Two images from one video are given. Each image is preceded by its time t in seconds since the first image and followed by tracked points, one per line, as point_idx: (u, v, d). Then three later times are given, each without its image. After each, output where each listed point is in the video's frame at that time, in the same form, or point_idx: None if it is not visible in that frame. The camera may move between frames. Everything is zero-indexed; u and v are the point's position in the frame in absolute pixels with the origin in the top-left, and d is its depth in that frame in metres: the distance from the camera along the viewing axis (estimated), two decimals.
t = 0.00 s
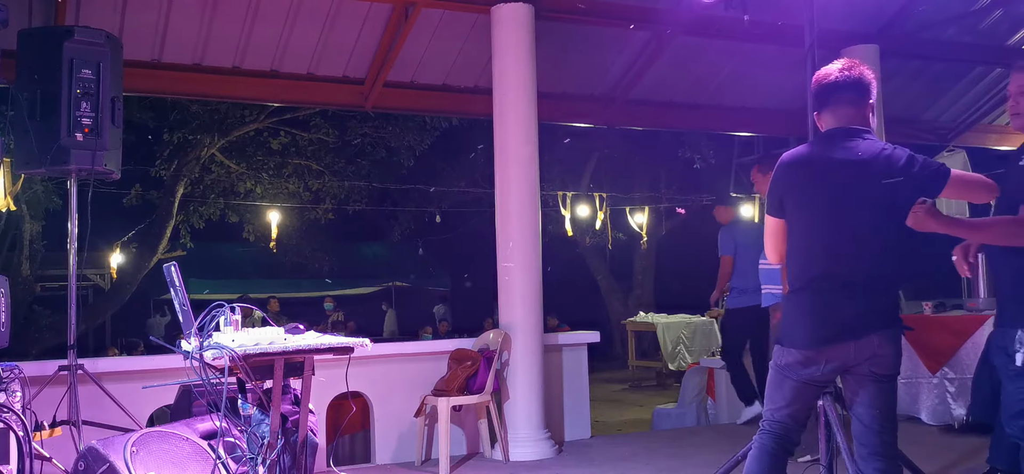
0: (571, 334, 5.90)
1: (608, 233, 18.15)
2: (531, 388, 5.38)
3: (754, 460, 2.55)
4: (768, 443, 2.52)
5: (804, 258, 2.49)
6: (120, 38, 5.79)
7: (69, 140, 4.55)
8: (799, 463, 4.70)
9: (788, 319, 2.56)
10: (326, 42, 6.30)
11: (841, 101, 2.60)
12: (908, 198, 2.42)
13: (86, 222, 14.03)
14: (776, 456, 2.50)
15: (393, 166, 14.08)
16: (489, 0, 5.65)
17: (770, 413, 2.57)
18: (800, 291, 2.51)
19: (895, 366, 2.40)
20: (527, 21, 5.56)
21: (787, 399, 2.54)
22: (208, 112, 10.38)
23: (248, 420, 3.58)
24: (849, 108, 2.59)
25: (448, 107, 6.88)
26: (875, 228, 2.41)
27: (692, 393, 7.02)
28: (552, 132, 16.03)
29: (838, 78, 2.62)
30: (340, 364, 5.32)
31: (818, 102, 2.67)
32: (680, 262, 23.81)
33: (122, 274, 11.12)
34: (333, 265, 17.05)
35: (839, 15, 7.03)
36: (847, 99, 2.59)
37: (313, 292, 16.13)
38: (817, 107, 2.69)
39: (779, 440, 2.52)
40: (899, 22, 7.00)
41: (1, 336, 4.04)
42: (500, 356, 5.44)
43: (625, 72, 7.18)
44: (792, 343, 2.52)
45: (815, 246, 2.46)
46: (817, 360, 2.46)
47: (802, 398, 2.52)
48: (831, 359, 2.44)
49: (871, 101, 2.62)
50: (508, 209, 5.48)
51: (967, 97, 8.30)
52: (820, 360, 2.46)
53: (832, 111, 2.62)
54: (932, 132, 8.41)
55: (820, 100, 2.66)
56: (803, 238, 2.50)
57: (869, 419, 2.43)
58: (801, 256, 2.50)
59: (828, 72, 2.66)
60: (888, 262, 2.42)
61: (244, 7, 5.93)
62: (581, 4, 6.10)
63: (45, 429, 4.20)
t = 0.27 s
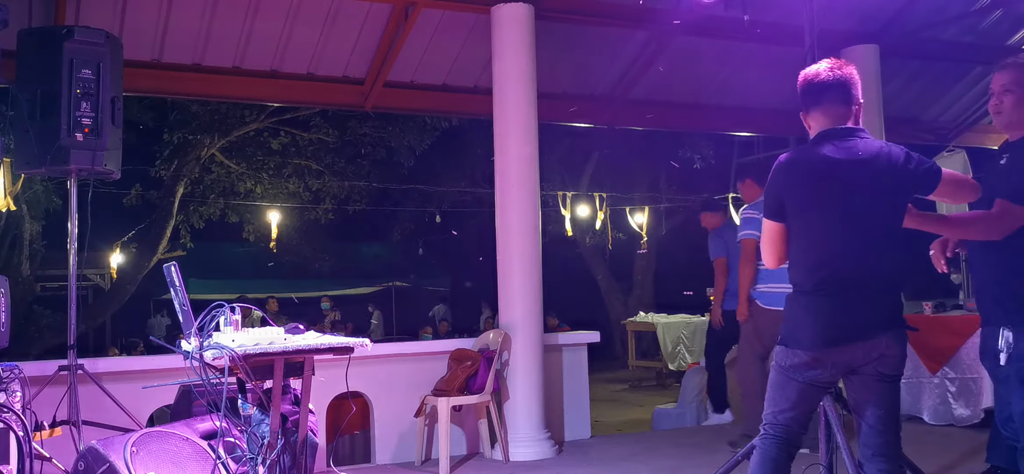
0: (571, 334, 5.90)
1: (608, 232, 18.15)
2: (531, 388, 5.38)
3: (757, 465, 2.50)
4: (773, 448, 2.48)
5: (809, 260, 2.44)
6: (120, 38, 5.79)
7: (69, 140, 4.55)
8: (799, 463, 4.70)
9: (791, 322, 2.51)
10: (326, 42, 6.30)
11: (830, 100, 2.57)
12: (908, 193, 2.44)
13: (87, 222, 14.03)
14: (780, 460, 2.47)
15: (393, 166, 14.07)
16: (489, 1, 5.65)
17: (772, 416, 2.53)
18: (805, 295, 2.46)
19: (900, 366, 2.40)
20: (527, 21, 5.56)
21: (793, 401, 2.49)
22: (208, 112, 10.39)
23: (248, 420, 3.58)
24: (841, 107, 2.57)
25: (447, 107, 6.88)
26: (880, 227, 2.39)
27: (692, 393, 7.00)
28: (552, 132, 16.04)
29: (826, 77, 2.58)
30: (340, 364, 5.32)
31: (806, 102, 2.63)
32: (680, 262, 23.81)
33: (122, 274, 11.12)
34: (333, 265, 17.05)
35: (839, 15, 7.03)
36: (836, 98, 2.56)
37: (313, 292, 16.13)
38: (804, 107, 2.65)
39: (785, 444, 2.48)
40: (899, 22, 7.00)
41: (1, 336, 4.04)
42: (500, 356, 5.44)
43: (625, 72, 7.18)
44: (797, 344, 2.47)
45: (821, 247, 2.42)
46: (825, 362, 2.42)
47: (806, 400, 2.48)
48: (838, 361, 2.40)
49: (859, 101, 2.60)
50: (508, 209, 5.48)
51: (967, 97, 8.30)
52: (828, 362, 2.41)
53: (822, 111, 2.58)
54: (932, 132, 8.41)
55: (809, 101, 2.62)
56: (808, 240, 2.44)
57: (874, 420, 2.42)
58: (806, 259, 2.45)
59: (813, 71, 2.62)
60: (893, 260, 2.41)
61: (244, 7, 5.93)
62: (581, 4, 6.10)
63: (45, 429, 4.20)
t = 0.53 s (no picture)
0: (571, 334, 5.90)
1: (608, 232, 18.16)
2: (532, 388, 5.38)
3: None
4: (786, 461, 2.39)
5: (811, 263, 2.38)
6: (120, 38, 5.79)
7: (69, 140, 4.55)
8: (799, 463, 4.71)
9: (793, 327, 2.42)
10: (326, 42, 6.30)
11: (814, 101, 2.52)
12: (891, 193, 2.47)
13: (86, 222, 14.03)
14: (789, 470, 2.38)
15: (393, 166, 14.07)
16: (490, 1, 5.65)
17: (775, 425, 2.44)
18: (807, 299, 2.39)
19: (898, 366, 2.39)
20: (527, 21, 5.56)
21: (802, 412, 2.39)
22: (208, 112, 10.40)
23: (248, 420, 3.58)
24: (823, 109, 2.53)
25: (447, 107, 6.88)
26: (875, 228, 2.39)
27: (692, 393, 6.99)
28: (552, 132, 16.05)
29: (810, 77, 2.53)
30: (340, 364, 5.32)
31: (788, 103, 2.57)
32: (680, 262, 23.82)
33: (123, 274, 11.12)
34: (333, 265, 17.05)
35: (839, 15, 7.04)
36: (819, 99, 2.52)
37: (313, 293, 16.12)
38: (786, 109, 2.59)
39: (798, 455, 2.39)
40: (899, 23, 7.01)
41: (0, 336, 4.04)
42: (500, 356, 5.44)
43: (625, 72, 7.18)
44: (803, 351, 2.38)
45: (823, 249, 2.36)
46: (834, 366, 2.36)
47: (811, 406, 2.40)
48: (845, 363, 2.36)
49: (839, 101, 2.57)
50: (508, 209, 5.48)
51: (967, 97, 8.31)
52: (837, 366, 2.36)
53: (806, 112, 2.54)
54: (932, 132, 8.41)
55: (792, 102, 2.55)
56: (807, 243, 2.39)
57: (875, 420, 2.41)
58: (806, 262, 2.39)
59: (792, 72, 2.57)
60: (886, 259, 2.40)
61: (244, 7, 5.93)
62: (582, 4, 6.10)
63: (45, 429, 4.20)
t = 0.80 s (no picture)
0: (571, 334, 5.89)
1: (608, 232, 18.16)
2: (532, 388, 5.38)
3: None
4: (791, 468, 2.33)
5: (799, 262, 2.31)
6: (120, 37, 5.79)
7: (69, 140, 4.54)
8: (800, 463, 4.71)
9: (782, 330, 2.32)
10: (326, 42, 6.30)
11: (783, 104, 2.52)
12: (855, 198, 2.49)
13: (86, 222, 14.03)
14: None
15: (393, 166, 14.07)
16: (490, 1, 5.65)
17: (768, 432, 2.37)
18: (797, 299, 2.31)
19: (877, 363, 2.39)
20: (527, 21, 5.56)
21: (799, 416, 2.32)
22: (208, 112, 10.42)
23: (248, 420, 3.58)
24: (790, 114, 2.53)
25: (447, 107, 6.88)
26: (852, 228, 2.37)
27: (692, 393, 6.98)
28: (552, 132, 16.06)
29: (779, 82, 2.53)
30: (340, 364, 5.31)
31: (756, 106, 2.54)
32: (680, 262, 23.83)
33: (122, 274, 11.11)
34: (333, 265, 17.05)
35: (838, 15, 7.04)
36: (788, 103, 2.52)
37: (313, 293, 16.13)
38: (755, 112, 2.56)
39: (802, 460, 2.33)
40: (899, 23, 7.02)
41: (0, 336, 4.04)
42: (500, 356, 5.44)
43: (625, 72, 7.18)
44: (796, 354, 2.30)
45: (811, 249, 2.30)
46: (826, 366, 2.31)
47: (802, 410, 2.33)
48: (832, 363, 2.32)
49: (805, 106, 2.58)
50: (508, 209, 5.48)
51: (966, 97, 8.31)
52: (829, 365, 2.31)
53: (775, 115, 2.53)
54: (932, 132, 8.41)
55: (762, 104, 2.53)
56: (796, 242, 2.31)
57: (860, 417, 2.37)
58: (795, 261, 2.31)
59: (758, 76, 2.56)
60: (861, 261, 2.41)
61: (244, 7, 5.93)
62: (582, 4, 6.10)
63: (45, 429, 4.20)
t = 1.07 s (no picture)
0: (571, 334, 5.89)
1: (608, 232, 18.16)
2: (531, 389, 5.37)
3: None
4: (766, 470, 2.29)
5: (768, 262, 2.31)
6: (121, 37, 5.79)
7: (69, 140, 4.55)
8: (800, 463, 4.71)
9: (749, 330, 2.31)
10: (327, 42, 6.30)
11: (748, 112, 2.58)
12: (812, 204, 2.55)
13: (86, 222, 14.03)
14: None
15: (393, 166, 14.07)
16: (490, 1, 5.66)
17: (741, 436, 2.34)
18: (765, 299, 2.31)
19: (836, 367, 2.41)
20: (527, 20, 5.56)
21: (770, 417, 2.29)
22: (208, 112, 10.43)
23: (248, 420, 3.58)
24: (752, 122, 2.59)
25: (448, 108, 6.88)
26: (812, 230, 2.41)
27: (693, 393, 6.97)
28: (552, 132, 16.07)
29: (741, 89, 2.60)
30: (340, 364, 5.32)
31: (721, 111, 2.59)
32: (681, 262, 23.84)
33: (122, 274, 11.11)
34: (333, 265, 17.05)
35: (838, 15, 7.05)
36: (751, 112, 2.58)
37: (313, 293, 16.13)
38: (718, 116, 2.59)
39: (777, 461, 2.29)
40: (899, 23, 7.03)
41: None
42: (500, 356, 5.44)
43: (625, 72, 7.18)
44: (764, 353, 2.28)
45: (781, 250, 2.32)
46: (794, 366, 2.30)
47: (774, 412, 2.30)
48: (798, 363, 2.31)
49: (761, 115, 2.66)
50: (508, 209, 5.48)
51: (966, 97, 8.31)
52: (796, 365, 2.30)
53: (739, 123, 2.58)
54: (931, 132, 8.41)
55: (728, 108, 2.57)
56: (767, 242, 2.32)
57: (824, 419, 2.38)
58: (765, 260, 2.32)
59: (723, 83, 2.62)
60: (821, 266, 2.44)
61: (244, 7, 5.94)
62: (582, 4, 6.09)
63: (45, 429, 4.19)
